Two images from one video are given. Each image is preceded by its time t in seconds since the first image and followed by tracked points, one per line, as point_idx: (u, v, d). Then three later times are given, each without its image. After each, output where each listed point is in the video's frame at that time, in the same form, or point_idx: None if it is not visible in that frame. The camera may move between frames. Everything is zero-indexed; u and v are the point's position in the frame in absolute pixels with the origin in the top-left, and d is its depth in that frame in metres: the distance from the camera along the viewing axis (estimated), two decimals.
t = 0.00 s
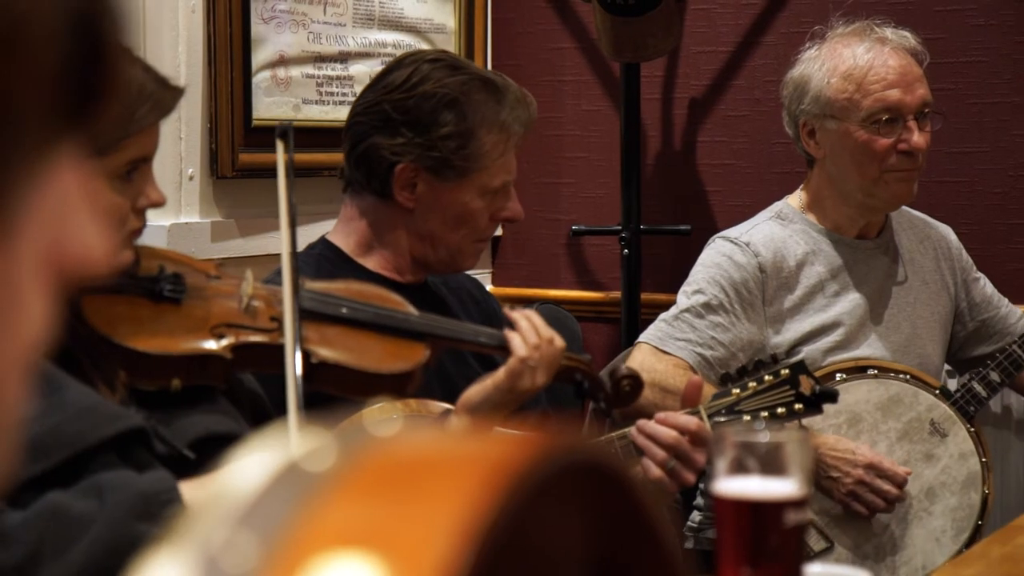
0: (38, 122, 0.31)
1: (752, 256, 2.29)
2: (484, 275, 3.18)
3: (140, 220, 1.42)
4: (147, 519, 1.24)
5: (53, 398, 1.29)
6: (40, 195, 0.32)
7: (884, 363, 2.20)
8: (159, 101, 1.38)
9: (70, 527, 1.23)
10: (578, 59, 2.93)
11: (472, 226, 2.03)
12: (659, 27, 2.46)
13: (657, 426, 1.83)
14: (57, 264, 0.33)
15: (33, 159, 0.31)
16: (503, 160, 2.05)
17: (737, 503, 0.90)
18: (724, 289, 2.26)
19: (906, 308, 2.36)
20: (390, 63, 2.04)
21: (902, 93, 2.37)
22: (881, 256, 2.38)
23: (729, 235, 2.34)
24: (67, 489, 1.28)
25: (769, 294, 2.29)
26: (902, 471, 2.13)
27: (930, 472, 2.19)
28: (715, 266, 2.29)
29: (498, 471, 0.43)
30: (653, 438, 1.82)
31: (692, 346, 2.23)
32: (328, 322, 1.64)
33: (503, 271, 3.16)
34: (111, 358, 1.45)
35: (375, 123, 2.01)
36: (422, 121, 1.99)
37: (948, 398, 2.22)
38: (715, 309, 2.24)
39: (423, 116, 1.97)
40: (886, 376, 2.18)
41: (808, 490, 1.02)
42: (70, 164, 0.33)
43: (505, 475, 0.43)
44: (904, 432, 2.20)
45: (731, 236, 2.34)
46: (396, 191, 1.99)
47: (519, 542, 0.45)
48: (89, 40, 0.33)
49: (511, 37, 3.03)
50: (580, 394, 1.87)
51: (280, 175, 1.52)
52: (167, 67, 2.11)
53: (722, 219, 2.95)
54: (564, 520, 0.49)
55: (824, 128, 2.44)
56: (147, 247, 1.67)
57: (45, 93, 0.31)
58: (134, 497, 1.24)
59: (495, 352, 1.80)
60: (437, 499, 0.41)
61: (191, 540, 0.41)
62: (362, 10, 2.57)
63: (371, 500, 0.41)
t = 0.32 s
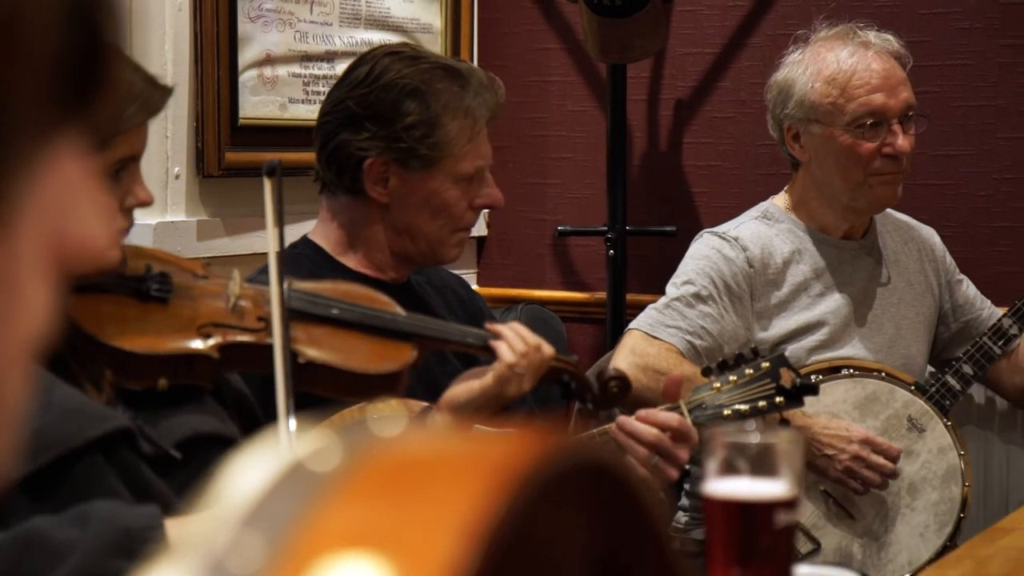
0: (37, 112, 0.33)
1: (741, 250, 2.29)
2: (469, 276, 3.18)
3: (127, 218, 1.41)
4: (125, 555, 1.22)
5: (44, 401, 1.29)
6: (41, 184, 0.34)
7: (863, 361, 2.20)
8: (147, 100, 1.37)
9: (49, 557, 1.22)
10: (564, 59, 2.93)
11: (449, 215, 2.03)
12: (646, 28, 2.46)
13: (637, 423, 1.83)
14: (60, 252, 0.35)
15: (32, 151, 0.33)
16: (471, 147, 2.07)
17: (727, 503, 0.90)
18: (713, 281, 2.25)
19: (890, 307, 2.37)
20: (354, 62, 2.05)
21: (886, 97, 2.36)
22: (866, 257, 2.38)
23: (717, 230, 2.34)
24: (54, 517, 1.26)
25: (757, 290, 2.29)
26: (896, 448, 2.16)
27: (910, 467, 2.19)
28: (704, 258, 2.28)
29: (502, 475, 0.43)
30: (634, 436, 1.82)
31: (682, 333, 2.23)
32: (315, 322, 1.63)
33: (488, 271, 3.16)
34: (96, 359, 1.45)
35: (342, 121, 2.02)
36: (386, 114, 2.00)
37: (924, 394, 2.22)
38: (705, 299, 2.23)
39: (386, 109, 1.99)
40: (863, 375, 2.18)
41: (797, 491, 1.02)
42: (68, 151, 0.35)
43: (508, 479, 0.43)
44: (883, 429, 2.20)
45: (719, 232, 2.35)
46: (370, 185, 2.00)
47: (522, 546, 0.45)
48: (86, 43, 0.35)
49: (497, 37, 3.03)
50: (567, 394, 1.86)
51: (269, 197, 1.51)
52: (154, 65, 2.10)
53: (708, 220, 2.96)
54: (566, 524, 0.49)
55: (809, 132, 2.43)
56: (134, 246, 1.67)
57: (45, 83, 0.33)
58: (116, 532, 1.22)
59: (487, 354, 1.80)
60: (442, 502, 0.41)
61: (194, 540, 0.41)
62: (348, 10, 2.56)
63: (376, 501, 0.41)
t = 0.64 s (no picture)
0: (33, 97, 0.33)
1: (723, 250, 2.27)
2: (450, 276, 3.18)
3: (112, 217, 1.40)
4: (102, 560, 1.20)
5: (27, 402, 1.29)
6: (37, 174, 0.34)
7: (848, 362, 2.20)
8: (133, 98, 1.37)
9: (26, 563, 1.21)
10: (547, 59, 2.93)
11: (425, 200, 2.01)
12: (629, 28, 2.46)
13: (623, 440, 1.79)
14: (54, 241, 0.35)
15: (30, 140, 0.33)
16: (444, 129, 2.05)
17: (715, 503, 0.90)
18: (698, 282, 2.23)
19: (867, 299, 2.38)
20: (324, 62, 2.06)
21: (865, 95, 2.37)
22: (846, 255, 2.39)
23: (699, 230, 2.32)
24: (32, 522, 1.25)
25: (740, 290, 2.28)
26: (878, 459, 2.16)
27: (895, 468, 2.19)
28: (687, 259, 2.27)
29: (502, 472, 0.43)
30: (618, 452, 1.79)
31: (668, 337, 2.21)
32: (298, 323, 1.64)
33: (470, 271, 3.16)
34: (81, 359, 1.44)
35: (311, 116, 2.02)
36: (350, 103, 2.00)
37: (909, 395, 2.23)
38: (689, 301, 2.21)
39: (347, 97, 1.99)
40: (848, 375, 2.18)
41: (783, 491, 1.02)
42: (63, 143, 0.34)
43: (507, 476, 0.43)
44: (868, 430, 2.19)
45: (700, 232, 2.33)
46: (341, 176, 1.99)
47: (519, 543, 0.45)
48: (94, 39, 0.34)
49: (479, 36, 3.03)
50: (551, 397, 1.86)
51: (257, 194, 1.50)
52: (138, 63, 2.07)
53: (689, 220, 2.96)
54: (560, 520, 0.49)
55: (787, 131, 2.43)
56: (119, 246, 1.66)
57: (42, 76, 0.33)
58: (92, 538, 1.20)
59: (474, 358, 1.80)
60: (442, 500, 0.41)
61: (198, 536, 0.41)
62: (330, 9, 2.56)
63: (378, 499, 0.41)
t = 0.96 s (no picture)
0: (34, 93, 0.30)
1: (697, 253, 2.28)
2: (429, 274, 3.18)
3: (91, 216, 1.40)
4: (89, 539, 1.22)
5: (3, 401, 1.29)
6: (40, 174, 0.31)
7: (831, 361, 2.19)
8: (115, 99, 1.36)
9: (9, 553, 1.22)
10: (525, 58, 2.93)
11: (378, 165, 2.02)
12: (608, 27, 2.46)
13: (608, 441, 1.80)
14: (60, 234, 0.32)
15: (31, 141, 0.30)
16: (382, 90, 2.05)
17: (700, 503, 0.90)
18: (672, 285, 2.24)
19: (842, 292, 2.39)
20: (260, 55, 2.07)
21: (839, 91, 2.38)
22: (822, 251, 2.39)
23: (674, 232, 2.32)
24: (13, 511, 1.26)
25: (716, 291, 2.28)
26: (852, 464, 2.14)
27: (875, 468, 2.20)
28: (661, 263, 2.27)
29: (485, 466, 0.42)
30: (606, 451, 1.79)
31: (641, 342, 2.22)
32: (279, 323, 1.63)
33: (449, 270, 3.16)
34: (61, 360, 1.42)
35: (254, 107, 2.03)
36: (284, 83, 2.01)
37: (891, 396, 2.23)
38: (662, 306, 2.23)
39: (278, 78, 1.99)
40: (831, 374, 2.17)
41: (771, 491, 1.02)
42: (68, 135, 0.31)
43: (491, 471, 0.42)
44: (849, 429, 2.19)
45: (675, 235, 2.33)
46: (292, 154, 2.01)
47: (507, 545, 0.44)
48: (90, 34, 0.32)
49: (458, 35, 3.03)
50: (531, 396, 1.84)
51: (233, 176, 1.53)
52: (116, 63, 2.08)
53: (668, 219, 2.96)
54: (544, 519, 0.48)
55: (762, 129, 2.43)
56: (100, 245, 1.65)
57: (41, 75, 0.30)
58: (77, 519, 1.22)
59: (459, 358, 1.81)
60: (427, 494, 0.40)
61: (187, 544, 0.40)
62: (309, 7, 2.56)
63: (364, 497, 0.40)
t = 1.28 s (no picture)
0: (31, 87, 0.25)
1: (676, 251, 2.27)
2: (411, 272, 3.17)
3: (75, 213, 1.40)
4: (78, 522, 1.25)
5: None
6: (32, 171, 0.26)
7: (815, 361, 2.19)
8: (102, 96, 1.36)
9: None
10: (508, 55, 2.93)
11: (354, 152, 2.03)
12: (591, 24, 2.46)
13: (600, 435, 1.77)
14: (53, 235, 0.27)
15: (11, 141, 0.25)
16: (352, 77, 2.07)
17: (692, 503, 0.90)
18: (650, 284, 2.24)
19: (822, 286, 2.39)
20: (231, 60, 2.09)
21: (815, 87, 2.37)
22: (801, 248, 2.38)
23: (652, 231, 2.32)
24: None
25: (694, 289, 2.28)
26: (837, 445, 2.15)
27: (859, 467, 2.20)
28: (639, 262, 2.27)
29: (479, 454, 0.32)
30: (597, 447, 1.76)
31: (621, 341, 2.22)
32: (264, 320, 1.63)
33: (430, 268, 3.16)
34: (48, 358, 1.42)
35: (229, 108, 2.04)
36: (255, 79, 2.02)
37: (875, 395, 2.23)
38: (642, 304, 2.22)
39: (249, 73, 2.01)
40: (816, 373, 2.17)
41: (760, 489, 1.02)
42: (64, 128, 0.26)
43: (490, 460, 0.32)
44: (833, 428, 2.19)
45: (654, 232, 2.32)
46: (267, 147, 2.01)
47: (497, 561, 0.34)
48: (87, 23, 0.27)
49: (440, 32, 3.03)
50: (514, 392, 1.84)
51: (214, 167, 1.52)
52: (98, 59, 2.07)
53: (651, 217, 2.96)
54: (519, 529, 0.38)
55: (740, 126, 2.43)
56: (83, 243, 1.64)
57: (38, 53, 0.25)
58: (65, 503, 1.25)
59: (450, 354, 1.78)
60: (415, 493, 0.31)
61: None
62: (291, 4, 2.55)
63: (340, 505, 0.30)
